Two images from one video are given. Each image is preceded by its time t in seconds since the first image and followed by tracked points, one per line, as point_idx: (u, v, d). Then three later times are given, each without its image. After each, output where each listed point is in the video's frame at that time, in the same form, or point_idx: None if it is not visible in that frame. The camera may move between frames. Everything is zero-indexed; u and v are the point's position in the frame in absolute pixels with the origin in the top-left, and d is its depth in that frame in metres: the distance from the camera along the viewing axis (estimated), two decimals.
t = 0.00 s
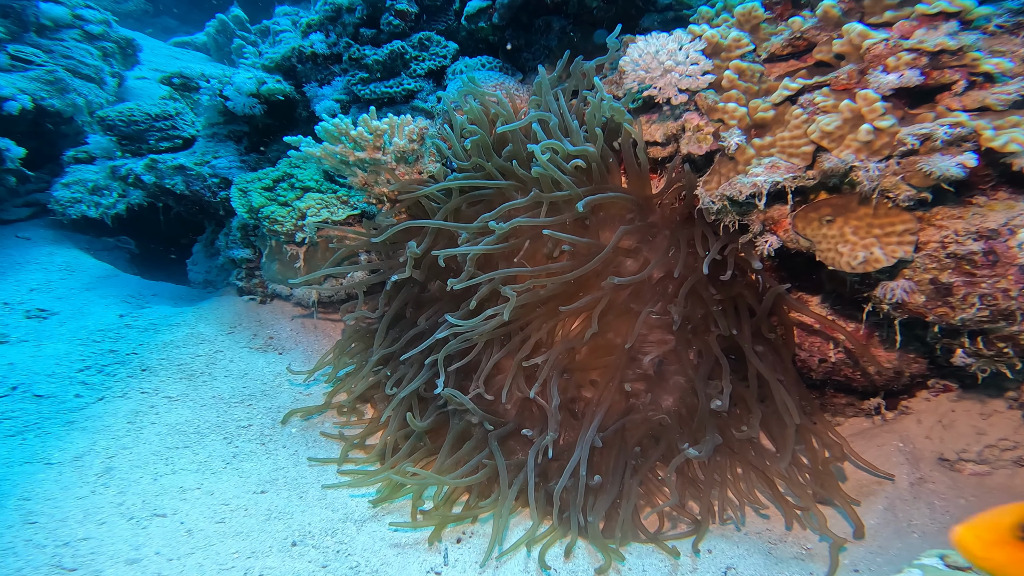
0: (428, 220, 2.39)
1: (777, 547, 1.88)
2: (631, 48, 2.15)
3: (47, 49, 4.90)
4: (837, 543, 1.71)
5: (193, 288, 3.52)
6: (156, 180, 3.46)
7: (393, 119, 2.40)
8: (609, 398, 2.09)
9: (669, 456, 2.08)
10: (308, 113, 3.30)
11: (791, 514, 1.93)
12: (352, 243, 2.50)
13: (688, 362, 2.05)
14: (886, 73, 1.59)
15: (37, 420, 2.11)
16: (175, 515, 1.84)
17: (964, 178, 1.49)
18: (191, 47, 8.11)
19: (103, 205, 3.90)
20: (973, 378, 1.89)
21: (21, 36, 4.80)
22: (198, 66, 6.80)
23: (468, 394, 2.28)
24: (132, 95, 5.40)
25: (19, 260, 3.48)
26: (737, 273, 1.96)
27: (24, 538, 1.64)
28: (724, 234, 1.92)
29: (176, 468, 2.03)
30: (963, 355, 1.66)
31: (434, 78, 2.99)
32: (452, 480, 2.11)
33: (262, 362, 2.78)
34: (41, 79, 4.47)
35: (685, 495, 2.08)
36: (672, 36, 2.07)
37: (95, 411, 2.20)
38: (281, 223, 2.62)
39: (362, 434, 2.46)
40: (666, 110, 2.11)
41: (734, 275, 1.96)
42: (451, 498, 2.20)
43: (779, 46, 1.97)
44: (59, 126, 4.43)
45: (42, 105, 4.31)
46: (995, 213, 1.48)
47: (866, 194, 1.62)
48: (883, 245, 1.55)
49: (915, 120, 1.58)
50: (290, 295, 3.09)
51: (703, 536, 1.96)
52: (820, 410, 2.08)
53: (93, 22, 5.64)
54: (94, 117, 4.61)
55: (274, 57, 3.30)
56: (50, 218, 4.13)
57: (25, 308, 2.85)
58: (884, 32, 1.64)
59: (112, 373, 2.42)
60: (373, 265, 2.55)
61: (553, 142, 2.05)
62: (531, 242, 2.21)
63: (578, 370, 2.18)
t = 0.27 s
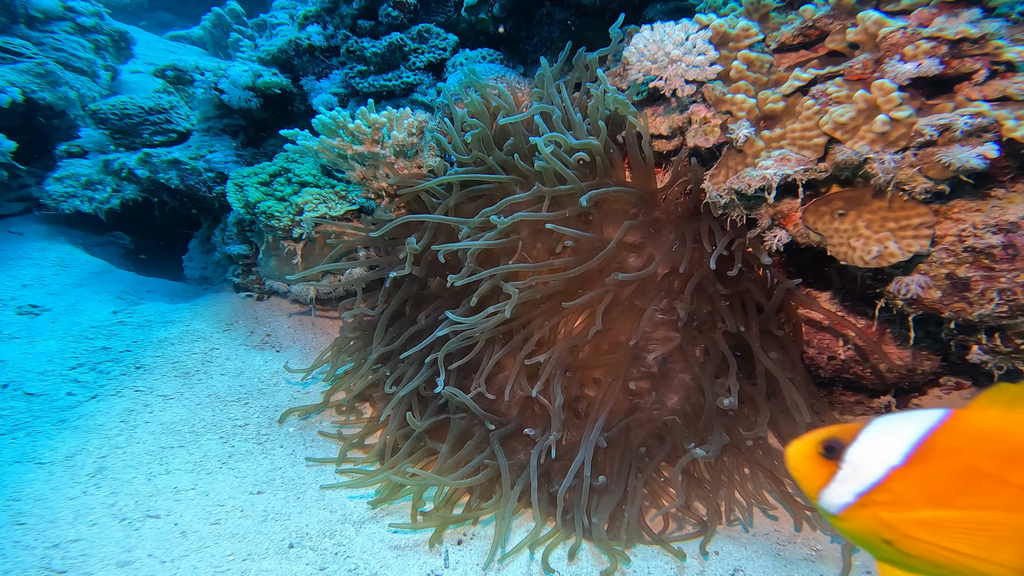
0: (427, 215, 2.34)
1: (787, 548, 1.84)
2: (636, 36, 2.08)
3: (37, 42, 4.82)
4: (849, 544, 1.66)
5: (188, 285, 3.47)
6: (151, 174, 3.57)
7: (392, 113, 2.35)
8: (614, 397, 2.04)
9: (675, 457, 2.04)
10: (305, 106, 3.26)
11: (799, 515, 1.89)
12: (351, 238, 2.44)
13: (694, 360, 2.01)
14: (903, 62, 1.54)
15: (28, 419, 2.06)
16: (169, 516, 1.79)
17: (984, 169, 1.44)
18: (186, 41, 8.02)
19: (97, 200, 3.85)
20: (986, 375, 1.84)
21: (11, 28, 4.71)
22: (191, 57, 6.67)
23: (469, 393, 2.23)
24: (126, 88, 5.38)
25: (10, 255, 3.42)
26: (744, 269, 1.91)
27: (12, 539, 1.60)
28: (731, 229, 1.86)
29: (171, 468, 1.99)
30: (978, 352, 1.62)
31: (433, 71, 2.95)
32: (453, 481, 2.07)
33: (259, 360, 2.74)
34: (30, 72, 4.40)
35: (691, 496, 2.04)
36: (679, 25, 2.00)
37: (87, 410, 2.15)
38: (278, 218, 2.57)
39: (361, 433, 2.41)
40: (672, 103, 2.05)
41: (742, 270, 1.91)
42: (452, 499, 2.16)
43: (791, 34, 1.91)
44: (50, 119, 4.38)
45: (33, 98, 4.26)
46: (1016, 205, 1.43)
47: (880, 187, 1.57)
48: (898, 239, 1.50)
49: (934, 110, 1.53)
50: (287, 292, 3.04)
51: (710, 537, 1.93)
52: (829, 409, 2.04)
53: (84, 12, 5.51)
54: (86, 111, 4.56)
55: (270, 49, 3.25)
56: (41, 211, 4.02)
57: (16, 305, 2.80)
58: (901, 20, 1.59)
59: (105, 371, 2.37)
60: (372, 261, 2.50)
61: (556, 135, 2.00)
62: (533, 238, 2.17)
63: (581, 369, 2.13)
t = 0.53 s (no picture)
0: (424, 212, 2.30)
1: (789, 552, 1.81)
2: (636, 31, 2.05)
3: (26, 39, 4.78)
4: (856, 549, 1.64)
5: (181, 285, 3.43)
6: (143, 172, 3.53)
7: (388, 109, 2.29)
8: (613, 398, 2.00)
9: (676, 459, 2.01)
10: (300, 104, 3.22)
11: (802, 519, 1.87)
12: (347, 237, 2.41)
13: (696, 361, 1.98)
14: (911, 56, 1.50)
15: (13, 421, 2.02)
16: (156, 520, 1.75)
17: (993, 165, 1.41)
18: (181, 39, 7.97)
19: (88, 198, 3.80)
20: (994, 375, 1.81)
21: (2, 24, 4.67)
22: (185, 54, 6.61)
23: (467, 394, 2.19)
24: (118, 85, 5.28)
25: None
26: (747, 267, 1.88)
27: None
28: (734, 226, 1.83)
29: (160, 471, 1.95)
30: (988, 352, 1.59)
31: (431, 68, 2.90)
32: (450, 484, 2.03)
33: (253, 360, 2.70)
34: (20, 69, 4.36)
35: (693, 499, 2.01)
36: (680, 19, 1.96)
37: (75, 412, 2.12)
38: (272, 216, 2.52)
39: (357, 435, 2.38)
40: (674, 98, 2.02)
41: (744, 268, 1.88)
42: (448, 502, 2.12)
43: (794, 29, 1.89)
44: (41, 117, 4.39)
45: (22, 95, 4.25)
46: None
47: (887, 183, 1.54)
48: (905, 236, 1.47)
49: (942, 105, 1.50)
50: (282, 291, 3.00)
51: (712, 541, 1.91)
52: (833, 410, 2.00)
53: (75, 10, 5.44)
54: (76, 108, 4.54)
55: (265, 45, 3.19)
56: (32, 211, 3.99)
57: (4, 305, 2.75)
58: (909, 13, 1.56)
59: (94, 373, 2.33)
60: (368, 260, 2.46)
61: (556, 130, 1.96)
62: (532, 235, 2.13)
63: (579, 369, 2.08)
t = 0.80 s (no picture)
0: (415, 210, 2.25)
1: (784, 554, 1.80)
2: (629, 24, 2.02)
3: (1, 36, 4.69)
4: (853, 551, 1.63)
5: (166, 284, 3.37)
6: (122, 168, 3.49)
7: (377, 105, 2.28)
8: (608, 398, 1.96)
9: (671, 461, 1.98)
10: (287, 100, 3.18)
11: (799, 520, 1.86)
12: (336, 235, 2.37)
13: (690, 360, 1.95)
14: (905, 51, 1.49)
15: None
16: (132, 524, 1.71)
17: (989, 162, 1.40)
18: (166, 36, 7.86)
19: (67, 195, 3.72)
20: (989, 376, 1.83)
21: None
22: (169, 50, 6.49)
23: (459, 395, 2.15)
24: (98, 82, 5.13)
25: None
26: (742, 265, 1.85)
27: None
28: (728, 223, 1.81)
29: (137, 474, 1.91)
30: (984, 351, 1.61)
31: (422, 64, 2.86)
32: (440, 486, 1.99)
33: (239, 360, 2.65)
34: None
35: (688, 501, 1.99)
36: (674, 13, 1.94)
37: (51, 413, 2.07)
38: (259, 214, 2.48)
39: (345, 436, 2.33)
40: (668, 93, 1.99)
41: (739, 266, 1.85)
42: (439, 505, 2.08)
43: (787, 24, 1.85)
44: (16, 114, 4.37)
45: None
46: (1021, 199, 1.39)
47: (882, 180, 1.52)
48: (901, 234, 1.45)
49: (937, 101, 1.48)
50: (270, 290, 2.96)
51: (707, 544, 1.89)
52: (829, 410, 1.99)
53: (49, 6, 5.30)
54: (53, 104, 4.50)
55: (250, 41, 3.14)
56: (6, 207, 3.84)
57: None
58: (903, 7, 1.54)
59: (71, 374, 2.28)
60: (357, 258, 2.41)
61: (548, 126, 1.94)
62: (524, 233, 2.10)
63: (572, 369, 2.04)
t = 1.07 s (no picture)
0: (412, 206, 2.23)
1: (785, 552, 1.80)
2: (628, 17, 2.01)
3: None
4: (855, 548, 1.64)
5: (162, 280, 3.35)
6: (116, 164, 3.49)
7: (373, 99, 2.25)
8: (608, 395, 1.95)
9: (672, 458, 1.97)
10: (283, 95, 3.16)
11: (799, 518, 1.86)
12: (332, 231, 2.36)
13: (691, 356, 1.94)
14: (908, 44, 1.47)
15: None
16: (126, 522, 1.69)
17: (992, 155, 1.38)
18: (162, 32, 7.81)
19: (61, 191, 3.70)
20: (990, 372, 1.85)
21: None
22: (164, 45, 6.44)
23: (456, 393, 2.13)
24: (91, 77, 5.04)
25: None
26: (743, 261, 1.83)
27: None
28: (728, 219, 1.79)
29: (132, 471, 1.89)
30: (985, 346, 1.61)
31: (419, 58, 2.84)
32: (438, 484, 1.98)
33: (235, 357, 2.63)
34: None
35: (688, 499, 1.99)
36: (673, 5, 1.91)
37: (44, 410, 2.06)
38: (255, 210, 2.46)
39: (343, 434, 2.32)
40: (667, 88, 1.98)
41: (739, 262, 1.83)
42: (437, 502, 2.07)
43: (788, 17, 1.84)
44: (11, 110, 4.36)
45: None
46: None
47: (884, 174, 1.50)
48: (902, 228, 1.44)
49: (940, 94, 1.46)
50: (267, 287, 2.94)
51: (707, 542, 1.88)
52: (831, 407, 1.98)
53: (42, 2, 5.31)
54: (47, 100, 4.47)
55: (246, 36, 3.11)
56: None
57: None
58: None
59: (65, 370, 2.26)
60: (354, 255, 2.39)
61: (547, 120, 1.92)
62: (522, 228, 2.08)
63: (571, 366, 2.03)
